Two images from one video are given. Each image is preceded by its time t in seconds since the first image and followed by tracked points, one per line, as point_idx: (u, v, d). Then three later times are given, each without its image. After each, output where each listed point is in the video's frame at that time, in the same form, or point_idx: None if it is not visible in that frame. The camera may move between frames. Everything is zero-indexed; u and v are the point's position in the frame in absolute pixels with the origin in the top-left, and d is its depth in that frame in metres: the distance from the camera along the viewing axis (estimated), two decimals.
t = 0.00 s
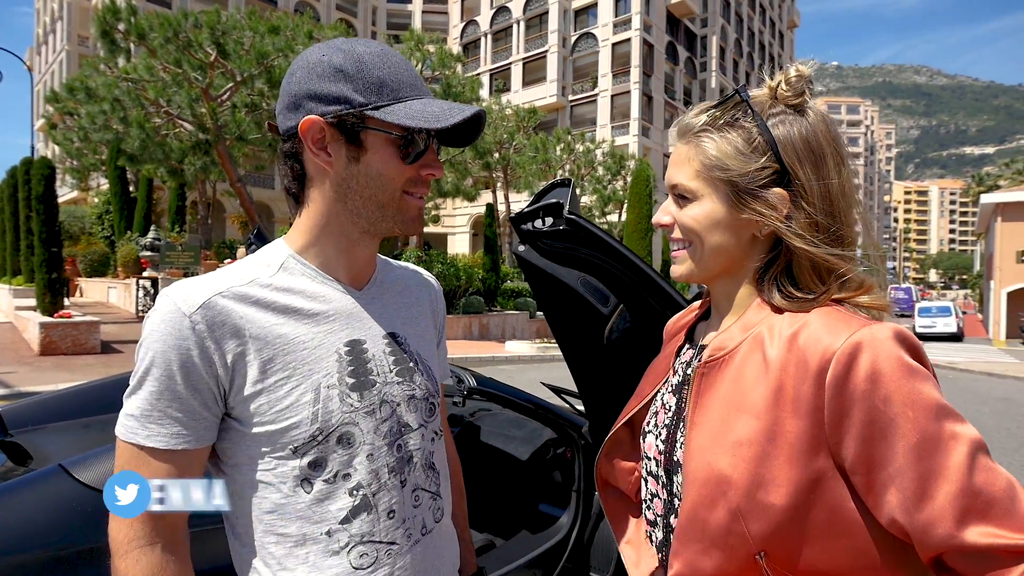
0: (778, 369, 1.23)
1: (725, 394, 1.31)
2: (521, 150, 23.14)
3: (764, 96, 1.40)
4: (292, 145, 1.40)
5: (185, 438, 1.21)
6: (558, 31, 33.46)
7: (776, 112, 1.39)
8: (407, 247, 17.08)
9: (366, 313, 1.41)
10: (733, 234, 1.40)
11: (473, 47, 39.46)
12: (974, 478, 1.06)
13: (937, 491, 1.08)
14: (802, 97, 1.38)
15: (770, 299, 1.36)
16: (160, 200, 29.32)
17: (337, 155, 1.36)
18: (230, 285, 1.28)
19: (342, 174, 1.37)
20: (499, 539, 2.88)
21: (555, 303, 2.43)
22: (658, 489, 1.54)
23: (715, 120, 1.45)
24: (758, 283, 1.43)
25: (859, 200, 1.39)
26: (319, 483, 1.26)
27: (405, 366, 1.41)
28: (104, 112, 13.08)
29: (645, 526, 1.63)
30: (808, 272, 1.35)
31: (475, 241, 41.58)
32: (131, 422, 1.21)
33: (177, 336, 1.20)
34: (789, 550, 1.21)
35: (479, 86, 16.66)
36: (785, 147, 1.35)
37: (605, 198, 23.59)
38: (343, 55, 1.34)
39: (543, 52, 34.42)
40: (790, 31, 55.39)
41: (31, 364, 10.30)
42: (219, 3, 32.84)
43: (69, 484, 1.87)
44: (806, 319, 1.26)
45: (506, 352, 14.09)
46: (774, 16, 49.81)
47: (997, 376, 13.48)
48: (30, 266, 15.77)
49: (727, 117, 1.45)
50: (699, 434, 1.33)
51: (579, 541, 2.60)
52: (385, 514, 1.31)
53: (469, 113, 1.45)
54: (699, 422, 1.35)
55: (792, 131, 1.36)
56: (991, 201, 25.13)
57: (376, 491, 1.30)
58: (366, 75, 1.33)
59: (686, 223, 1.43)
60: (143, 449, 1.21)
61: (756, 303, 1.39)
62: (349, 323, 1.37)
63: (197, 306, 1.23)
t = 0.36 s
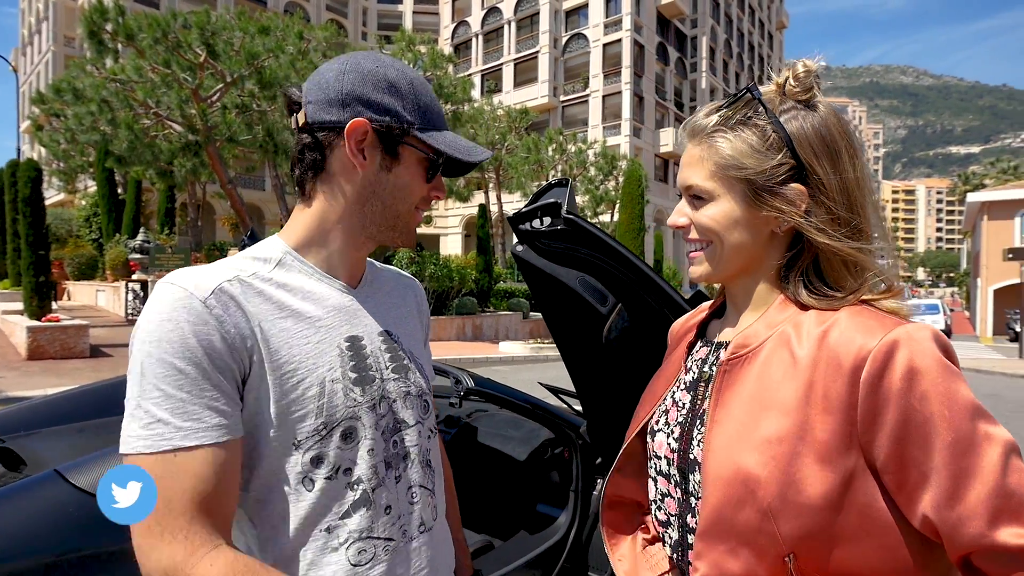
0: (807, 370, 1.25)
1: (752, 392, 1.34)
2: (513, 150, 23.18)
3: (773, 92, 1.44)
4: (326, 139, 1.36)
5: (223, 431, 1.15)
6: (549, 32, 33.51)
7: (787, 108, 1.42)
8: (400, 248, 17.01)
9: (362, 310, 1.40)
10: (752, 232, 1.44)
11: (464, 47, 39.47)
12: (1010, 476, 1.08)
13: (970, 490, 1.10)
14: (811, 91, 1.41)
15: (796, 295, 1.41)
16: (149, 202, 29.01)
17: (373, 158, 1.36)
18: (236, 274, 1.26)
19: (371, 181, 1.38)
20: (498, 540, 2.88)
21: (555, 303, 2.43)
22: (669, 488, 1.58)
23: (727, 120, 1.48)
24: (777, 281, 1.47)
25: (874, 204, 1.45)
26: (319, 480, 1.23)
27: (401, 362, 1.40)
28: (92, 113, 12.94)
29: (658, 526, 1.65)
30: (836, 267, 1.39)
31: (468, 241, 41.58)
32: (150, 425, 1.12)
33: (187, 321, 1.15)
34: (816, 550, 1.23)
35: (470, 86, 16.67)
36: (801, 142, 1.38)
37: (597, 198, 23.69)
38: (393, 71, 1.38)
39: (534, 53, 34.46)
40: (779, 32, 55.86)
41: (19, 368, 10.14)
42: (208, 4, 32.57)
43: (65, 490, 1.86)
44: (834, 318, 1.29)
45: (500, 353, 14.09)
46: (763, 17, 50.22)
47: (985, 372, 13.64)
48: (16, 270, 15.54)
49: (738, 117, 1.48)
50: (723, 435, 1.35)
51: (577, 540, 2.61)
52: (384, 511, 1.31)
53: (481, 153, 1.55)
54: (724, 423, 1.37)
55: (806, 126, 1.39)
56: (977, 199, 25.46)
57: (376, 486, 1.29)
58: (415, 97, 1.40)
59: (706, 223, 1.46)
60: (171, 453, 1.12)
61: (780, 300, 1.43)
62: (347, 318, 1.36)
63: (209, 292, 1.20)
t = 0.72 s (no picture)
0: (813, 376, 1.27)
1: (756, 396, 1.35)
2: (501, 152, 23.21)
3: (774, 94, 1.46)
4: (306, 134, 1.35)
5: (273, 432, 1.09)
6: (539, 34, 33.59)
7: (789, 108, 1.43)
8: (388, 248, 16.92)
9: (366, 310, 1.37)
10: (756, 235, 1.46)
11: (453, 48, 39.44)
12: (1016, 487, 1.09)
13: (977, 502, 1.11)
14: (813, 92, 1.42)
15: (805, 299, 1.43)
16: (131, 199, 28.53)
17: (349, 143, 1.32)
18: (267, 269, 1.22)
19: (351, 167, 1.34)
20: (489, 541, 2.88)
21: (547, 304, 2.43)
22: (665, 488, 1.61)
23: (727, 125, 1.51)
24: (785, 284, 1.49)
25: (879, 202, 1.45)
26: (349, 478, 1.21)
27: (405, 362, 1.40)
28: (73, 108, 12.63)
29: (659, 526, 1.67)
30: (847, 269, 1.40)
31: (455, 242, 41.53)
32: (212, 428, 1.04)
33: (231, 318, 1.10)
34: (815, 556, 1.24)
35: (459, 87, 16.66)
36: (802, 143, 1.40)
37: (584, 200, 23.80)
38: (363, 53, 1.35)
39: (523, 55, 34.51)
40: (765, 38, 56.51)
41: None
42: None
43: (48, 492, 1.83)
44: (842, 324, 1.31)
45: (488, 354, 14.07)
46: (750, 23, 50.83)
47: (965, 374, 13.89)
48: None
49: (738, 120, 1.51)
50: (725, 440, 1.37)
51: (566, 541, 2.58)
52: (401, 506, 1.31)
53: (472, 121, 1.45)
54: (725, 426, 1.39)
55: (806, 126, 1.41)
56: (956, 205, 25.96)
57: (392, 482, 1.29)
58: (384, 73, 1.35)
59: (709, 227, 1.49)
60: (244, 453, 1.05)
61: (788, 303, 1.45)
62: (359, 316, 1.34)
63: (255, 288, 1.17)
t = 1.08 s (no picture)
0: (809, 370, 1.27)
1: (752, 389, 1.36)
2: (492, 148, 23.14)
3: (775, 87, 1.47)
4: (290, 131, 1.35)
5: (155, 446, 1.14)
6: (529, 30, 33.51)
7: (789, 100, 1.44)
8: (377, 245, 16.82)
9: (357, 309, 1.37)
10: (760, 230, 1.47)
11: (443, 43, 39.22)
12: (1011, 497, 1.10)
13: (970, 508, 1.12)
14: (814, 82, 1.43)
15: (809, 295, 1.43)
16: (115, 195, 28.08)
17: (335, 138, 1.31)
18: (226, 278, 1.23)
19: (340, 160, 1.33)
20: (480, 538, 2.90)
21: (539, 302, 2.42)
22: (660, 476, 1.63)
23: (726, 119, 1.52)
24: (790, 279, 1.50)
25: (886, 199, 1.45)
26: (316, 486, 1.22)
27: (398, 363, 1.38)
28: (55, 101, 12.38)
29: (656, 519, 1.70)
30: (854, 265, 1.40)
31: (445, 239, 41.40)
32: (95, 420, 1.11)
33: (165, 328, 1.14)
34: (797, 551, 1.26)
35: (449, 83, 16.58)
36: (801, 135, 1.40)
37: (575, 197, 23.81)
38: (343, 35, 1.31)
39: (513, 51, 34.43)
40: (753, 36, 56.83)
41: None
42: None
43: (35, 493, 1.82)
44: (842, 322, 1.31)
45: (479, 351, 14.06)
46: (738, 22, 51.14)
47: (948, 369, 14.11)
48: None
49: (736, 114, 1.52)
50: (715, 431, 1.38)
51: (558, 537, 2.60)
52: (379, 516, 1.29)
53: (469, 102, 1.42)
54: (717, 417, 1.40)
55: (807, 118, 1.41)
56: (939, 203, 26.31)
57: (370, 492, 1.28)
58: (367, 57, 1.31)
59: (714, 223, 1.51)
60: (112, 455, 1.12)
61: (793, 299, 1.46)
62: (347, 319, 1.34)
63: (194, 299, 1.18)
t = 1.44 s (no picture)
0: (821, 373, 1.26)
1: (760, 390, 1.36)
2: (490, 148, 23.12)
3: (791, 83, 1.45)
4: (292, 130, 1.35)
5: (135, 428, 1.16)
6: (527, 30, 33.51)
7: (804, 95, 1.42)
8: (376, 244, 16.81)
9: (358, 309, 1.36)
10: (777, 229, 1.46)
11: (441, 43, 39.19)
12: (1014, 513, 1.09)
13: (974, 519, 1.11)
14: (834, 77, 1.41)
15: (830, 297, 1.42)
16: (113, 193, 28.01)
17: (339, 137, 1.30)
18: (209, 273, 1.22)
19: (344, 160, 1.32)
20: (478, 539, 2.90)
21: (538, 303, 2.41)
22: (668, 474, 1.62)
23: (742, 116, 1.51)
24: (809, 279, 1.49)
25: (908, 202, 1.43)
26: (294, 487, 1.21)
27: (395, 367, 1.37)
28: (51, 99, 12.32)
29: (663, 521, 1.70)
30: (875, 264, 1.39)
31: (443, 238, 41.38)
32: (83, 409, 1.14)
33: (147, 321, 1.14)
34: (793, 553, 1.26)
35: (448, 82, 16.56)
36: (818, 132, 1.39)
37: (573, 197, 23.79)
38: (350, 31, 1.29)
39: (511, 51, 34.42)
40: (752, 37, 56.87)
41: None
42: None
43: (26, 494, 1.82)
44: (860, 326, 1.29)
45: (477, 351, 14.04)
46: (737, 22, 51.22)
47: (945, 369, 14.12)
48: None
49: (753, 110, 1.51)
50: (722, 431, 1.38)
51: (557, 538, 2.58)
52: (363, 523, 1.26)
53: (482, 103, 1.42)
54: (726, 418, 1.39)
55: (826, 114, 1.39)
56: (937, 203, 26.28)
57: (354, 497, 1.25)
58: (375, 55, 1.29)
59: (730, 222, 1.50)
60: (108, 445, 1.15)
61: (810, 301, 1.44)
62: (341, 321, 1.32)
63: (171, 295, 1.17)
